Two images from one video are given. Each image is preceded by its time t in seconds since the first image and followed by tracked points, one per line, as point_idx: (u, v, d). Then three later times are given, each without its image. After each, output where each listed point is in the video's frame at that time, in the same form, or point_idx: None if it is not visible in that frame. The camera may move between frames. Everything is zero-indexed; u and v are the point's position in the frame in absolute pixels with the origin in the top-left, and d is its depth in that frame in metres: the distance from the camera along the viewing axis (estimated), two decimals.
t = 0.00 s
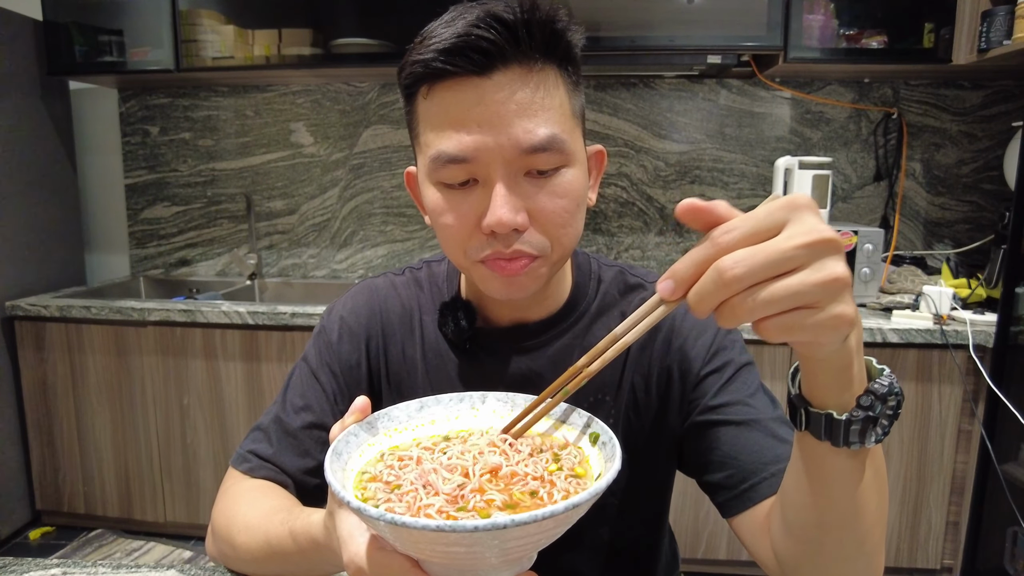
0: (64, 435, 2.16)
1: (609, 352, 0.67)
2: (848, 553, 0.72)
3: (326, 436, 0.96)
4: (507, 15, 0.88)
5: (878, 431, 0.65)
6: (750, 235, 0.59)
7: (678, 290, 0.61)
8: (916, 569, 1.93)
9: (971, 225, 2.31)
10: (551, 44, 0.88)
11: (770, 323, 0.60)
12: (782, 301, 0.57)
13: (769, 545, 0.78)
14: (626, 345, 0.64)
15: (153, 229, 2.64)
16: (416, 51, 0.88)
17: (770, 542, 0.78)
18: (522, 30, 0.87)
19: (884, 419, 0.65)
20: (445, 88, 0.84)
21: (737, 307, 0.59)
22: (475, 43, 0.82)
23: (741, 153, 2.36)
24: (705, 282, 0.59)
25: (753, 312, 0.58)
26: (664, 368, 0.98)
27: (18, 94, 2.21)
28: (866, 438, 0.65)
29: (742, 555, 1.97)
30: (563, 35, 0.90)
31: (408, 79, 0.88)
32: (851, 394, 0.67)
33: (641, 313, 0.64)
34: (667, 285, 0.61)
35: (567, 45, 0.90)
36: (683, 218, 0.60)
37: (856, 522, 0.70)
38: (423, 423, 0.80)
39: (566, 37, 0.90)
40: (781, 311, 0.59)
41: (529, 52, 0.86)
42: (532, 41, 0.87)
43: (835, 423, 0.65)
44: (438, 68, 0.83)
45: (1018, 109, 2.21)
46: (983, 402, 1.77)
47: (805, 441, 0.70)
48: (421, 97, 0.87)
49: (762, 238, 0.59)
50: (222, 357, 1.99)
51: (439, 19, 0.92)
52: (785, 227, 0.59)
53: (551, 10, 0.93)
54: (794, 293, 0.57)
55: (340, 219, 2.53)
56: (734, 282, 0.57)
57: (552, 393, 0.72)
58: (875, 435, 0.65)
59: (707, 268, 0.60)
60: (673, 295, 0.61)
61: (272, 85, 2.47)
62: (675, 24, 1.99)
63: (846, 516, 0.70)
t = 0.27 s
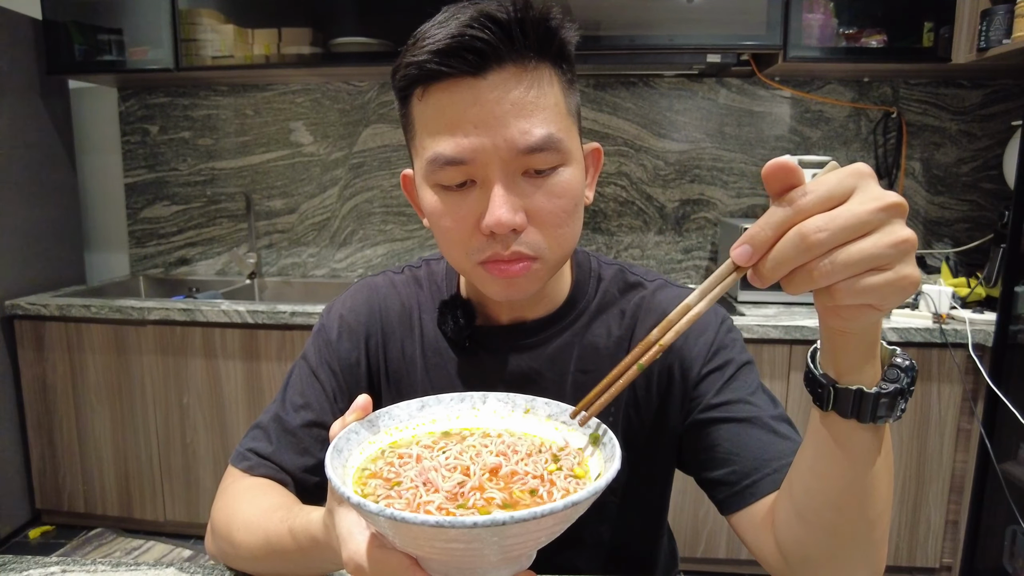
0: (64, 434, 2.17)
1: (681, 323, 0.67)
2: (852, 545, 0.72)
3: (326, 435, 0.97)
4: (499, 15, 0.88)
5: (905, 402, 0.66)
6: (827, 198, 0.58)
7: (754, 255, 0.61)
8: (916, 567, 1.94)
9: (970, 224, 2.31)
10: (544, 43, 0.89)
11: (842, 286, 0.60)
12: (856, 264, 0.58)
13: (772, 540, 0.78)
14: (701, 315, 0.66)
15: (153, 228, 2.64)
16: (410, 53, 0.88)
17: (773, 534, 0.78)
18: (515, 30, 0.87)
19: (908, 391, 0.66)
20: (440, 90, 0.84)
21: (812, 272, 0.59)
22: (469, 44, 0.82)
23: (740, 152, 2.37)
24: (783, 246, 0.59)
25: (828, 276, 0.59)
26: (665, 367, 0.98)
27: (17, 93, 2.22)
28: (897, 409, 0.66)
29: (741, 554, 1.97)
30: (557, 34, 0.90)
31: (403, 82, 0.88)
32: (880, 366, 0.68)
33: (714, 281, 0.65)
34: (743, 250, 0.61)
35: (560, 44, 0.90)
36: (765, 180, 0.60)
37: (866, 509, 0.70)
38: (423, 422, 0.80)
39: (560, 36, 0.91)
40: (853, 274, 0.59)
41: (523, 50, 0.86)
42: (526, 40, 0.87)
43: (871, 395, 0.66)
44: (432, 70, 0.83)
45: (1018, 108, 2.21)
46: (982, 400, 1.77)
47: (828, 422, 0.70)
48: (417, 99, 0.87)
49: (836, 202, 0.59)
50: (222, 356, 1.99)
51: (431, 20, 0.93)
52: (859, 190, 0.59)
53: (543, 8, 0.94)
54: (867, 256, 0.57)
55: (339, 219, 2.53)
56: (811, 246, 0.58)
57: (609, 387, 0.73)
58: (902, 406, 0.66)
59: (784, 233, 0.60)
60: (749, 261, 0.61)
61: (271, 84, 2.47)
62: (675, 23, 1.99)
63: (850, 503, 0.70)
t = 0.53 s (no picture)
0: (63, 434, 2.16)
1: (640, 349, 0.66)
2: (840, 544, 0.72)
3: (323, 435, 0.97)
4: (495, 17, 0.88)
5: (873, 398, 0.66)
6: (762, 210, 0.59)
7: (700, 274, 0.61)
8: (915, 567, 1.94)
9: (969, 223, 2.31)
10: (539, 45, 0.88)
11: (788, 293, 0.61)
12: (796, 271, 0.59)
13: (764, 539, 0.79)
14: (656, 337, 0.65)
15: (152, 228, 2.64)
16: (406, 53, 0.89)
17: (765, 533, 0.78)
18: (510, 31, 0.87)
19: (876, 386, 0.67)
20: (434, 91, 0.84)
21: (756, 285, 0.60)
22: (462, 45, 0.83)
23: (740, 151, 2.36)
24: (726, 263, 0.59)
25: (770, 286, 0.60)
26: (663, 367, 0.98)
27: (17, 92, 2.21)
28: (860, 407, 0.66)
29: (740, 553, 1.97)
30: (553, 35, 0.90)
31: (399, 82, 0.88)
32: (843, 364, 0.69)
33: (666, 303, 0.65)
34: (689, 272, 0.61)
35: (556, 44, 0.90)
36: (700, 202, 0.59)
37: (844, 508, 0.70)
38: (425, 423, 0.80)
39: (556, 37, 0.90)
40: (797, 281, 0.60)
41: (518, 52, 0.85)
42: (521, 41, 0.86)
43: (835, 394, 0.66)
44: (426, 71, 0.83)
45: (1017, 107, 2.21)
46: (981, 401, 1.77)
47: (798, 422, 0.70)
48: (412, 99, 0.87)
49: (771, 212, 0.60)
50: (221, 355, 1.99)
51: (429, 20, 0.93)
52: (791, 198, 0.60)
53: (539, 9, 0.94)
54: (806, 263, 0.59)
55: (338, 218, 2.53)
56: (754, 260, 0.58)
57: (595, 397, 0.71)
58: (870, 402, 0.66)
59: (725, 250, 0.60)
60: (696, 281, 0.61)
61: (271, 84, 2.47)
62: (674, 22, 1.99)
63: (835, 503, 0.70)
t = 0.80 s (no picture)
0: (63, 433, 2.17)
1: (609, 339, 0.66)
2: (834, 546, 0.72)
3: (321, 435, 0.97)
4: (493, 11, 0.89)
5: (858, 406, 0.67)
6: (743, 211, 0.61)
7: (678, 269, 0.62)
8: (914, 566, 1.94)
9: (969, 223, 2.31)
10: (537, 41, 0.88)
11: (768, 296, 0.62)
12: (777, 272, 0.60)
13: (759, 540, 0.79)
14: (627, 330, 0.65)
15: (152, 227, 2.64)
16: (404, 44, 0.90)
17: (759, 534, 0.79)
18: (506, 26, 0.87)
19: (861, 394, 0.67)
20: (430, 82, 0.85)
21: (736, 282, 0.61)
22: (458, 37, 0.83)
23: (739, 151, 2.37)
24: (705, 259, 0.60)
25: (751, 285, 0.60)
26: (659, 366, 0.99)
27: (16, 92, 2.21)
28: (844, 416, 0.67)
29: (739, 553, 1.97)
30: (551, 30, 0.89)
31: (397, 72, 0.89)
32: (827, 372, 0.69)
33: (641, 297, 0.65)
34: (666, 264, 0.62)
35: (553, 38, 0.89)
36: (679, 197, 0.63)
37: (835, 514, 0.71)
38: (423, 422, 0.80)
39: (554, 31, 0.90)
40: (777, 284, 0.61)
41: (514, 47, 0.85)
42: (516, 36, 0.86)
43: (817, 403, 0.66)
44: (423, 61, 0.84)
45: (1017, 107, 2.21)
46: (981, 400, 1.77)
47: (785, 430, 0.71)
48: (409, 90, 0.88)
49: (753, 216, 0.62)
50: (220, 355, 1.99)
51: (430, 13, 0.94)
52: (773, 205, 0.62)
53: (537, 4, 0.92)
54: (788, 264, 0.60)
55: (338, 218, 2.53)
56: (734, 255, 0.60)
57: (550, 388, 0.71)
58: (855, 410, 0.67)
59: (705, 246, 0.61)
60: (672, 275, 0.62)
61: (271, 83, 2.47)
62: (674, 22, 1.99)
63: (828, 505, 0.70)
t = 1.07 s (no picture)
0: (62, 432, 2.17)
1: (582, 359, 0.71)
2: (831, 546, 0.72)
3: (319, 434, 0.97)
4: (502, 7, 0.90)
5: (847, 416, 0.67)
6: (701, 233, 0.62)
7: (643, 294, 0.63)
8: (913, 565, 1.94)
9: (968, 222, 2.31)
10: (545, 37, 0.89)
11: (731, 317, 0.62)
12: (737, 294, 0.60)
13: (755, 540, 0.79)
14: (599, 349, 0.68)
15: (152, 226, 2.65)
16: (413, 37, 0.90)
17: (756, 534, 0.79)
18: (515, 21, 0.88)
19: (851, 404, 0.68)
20: (439, 74, 0.86)
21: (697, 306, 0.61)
22: (467, 31, 0.84)
23: (739, 150, 2.37)
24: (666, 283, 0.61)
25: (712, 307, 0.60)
26: (656, 366, 0.99)
27: (16, 91, 2.22)
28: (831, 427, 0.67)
29: (739, 552, 1.98)
30: (558, 28, 0.90)
31: (406, 65, 0.90)
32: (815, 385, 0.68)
33: (612, 318, 0.68)
34: (633, 290, 0.64)
35: (561, 38, 0.90)
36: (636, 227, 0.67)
37: (830, 515, 0.71)
38: (415, 422, 0.81)
39: (561, 31, 0.90)
40: (738, 305, 0.61)
41: (522, 42, 0.86)
42: (525, 32, 0.87)
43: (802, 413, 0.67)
44: (432, 52, 0.85)
45: (1016, 106, 2.21)
46: (979, 400, 1.77)
47: (776, 432, 0.71)
48: (417, 83, 0.89)
49: (716, 236, 0.62)
50: (220, 354, 1.99)
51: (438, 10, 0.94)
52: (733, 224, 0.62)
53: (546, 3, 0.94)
54: (747, 284, 0.60)
55: (338, 217, 2.53)
56: (691, 279, 0.60)
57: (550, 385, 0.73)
58: (843, 419, 0.67)
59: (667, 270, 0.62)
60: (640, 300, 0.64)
61: (270, 82, 2.47)
62: (674, 21, 1.98)
63: (824, 506, 0.70)
